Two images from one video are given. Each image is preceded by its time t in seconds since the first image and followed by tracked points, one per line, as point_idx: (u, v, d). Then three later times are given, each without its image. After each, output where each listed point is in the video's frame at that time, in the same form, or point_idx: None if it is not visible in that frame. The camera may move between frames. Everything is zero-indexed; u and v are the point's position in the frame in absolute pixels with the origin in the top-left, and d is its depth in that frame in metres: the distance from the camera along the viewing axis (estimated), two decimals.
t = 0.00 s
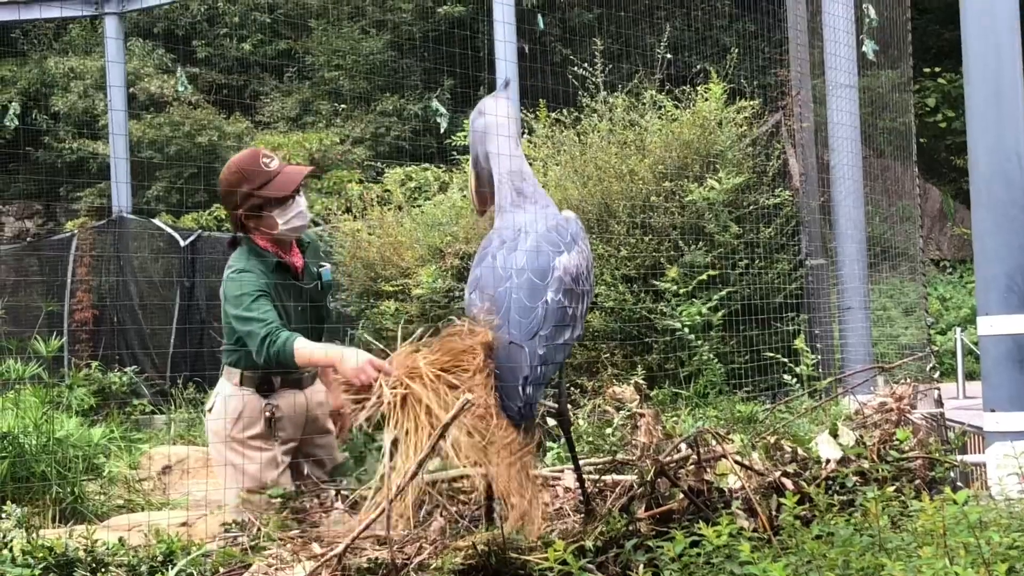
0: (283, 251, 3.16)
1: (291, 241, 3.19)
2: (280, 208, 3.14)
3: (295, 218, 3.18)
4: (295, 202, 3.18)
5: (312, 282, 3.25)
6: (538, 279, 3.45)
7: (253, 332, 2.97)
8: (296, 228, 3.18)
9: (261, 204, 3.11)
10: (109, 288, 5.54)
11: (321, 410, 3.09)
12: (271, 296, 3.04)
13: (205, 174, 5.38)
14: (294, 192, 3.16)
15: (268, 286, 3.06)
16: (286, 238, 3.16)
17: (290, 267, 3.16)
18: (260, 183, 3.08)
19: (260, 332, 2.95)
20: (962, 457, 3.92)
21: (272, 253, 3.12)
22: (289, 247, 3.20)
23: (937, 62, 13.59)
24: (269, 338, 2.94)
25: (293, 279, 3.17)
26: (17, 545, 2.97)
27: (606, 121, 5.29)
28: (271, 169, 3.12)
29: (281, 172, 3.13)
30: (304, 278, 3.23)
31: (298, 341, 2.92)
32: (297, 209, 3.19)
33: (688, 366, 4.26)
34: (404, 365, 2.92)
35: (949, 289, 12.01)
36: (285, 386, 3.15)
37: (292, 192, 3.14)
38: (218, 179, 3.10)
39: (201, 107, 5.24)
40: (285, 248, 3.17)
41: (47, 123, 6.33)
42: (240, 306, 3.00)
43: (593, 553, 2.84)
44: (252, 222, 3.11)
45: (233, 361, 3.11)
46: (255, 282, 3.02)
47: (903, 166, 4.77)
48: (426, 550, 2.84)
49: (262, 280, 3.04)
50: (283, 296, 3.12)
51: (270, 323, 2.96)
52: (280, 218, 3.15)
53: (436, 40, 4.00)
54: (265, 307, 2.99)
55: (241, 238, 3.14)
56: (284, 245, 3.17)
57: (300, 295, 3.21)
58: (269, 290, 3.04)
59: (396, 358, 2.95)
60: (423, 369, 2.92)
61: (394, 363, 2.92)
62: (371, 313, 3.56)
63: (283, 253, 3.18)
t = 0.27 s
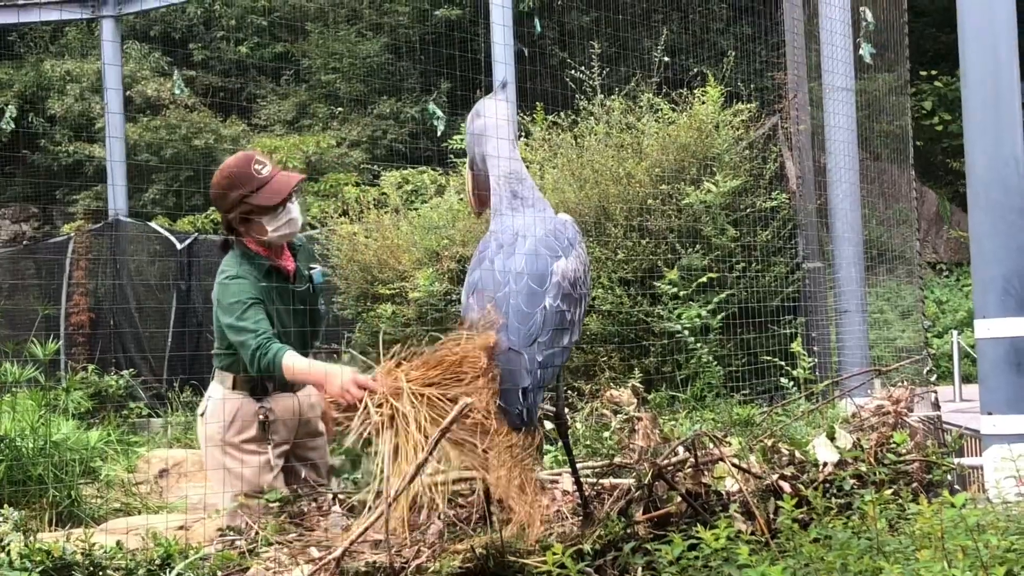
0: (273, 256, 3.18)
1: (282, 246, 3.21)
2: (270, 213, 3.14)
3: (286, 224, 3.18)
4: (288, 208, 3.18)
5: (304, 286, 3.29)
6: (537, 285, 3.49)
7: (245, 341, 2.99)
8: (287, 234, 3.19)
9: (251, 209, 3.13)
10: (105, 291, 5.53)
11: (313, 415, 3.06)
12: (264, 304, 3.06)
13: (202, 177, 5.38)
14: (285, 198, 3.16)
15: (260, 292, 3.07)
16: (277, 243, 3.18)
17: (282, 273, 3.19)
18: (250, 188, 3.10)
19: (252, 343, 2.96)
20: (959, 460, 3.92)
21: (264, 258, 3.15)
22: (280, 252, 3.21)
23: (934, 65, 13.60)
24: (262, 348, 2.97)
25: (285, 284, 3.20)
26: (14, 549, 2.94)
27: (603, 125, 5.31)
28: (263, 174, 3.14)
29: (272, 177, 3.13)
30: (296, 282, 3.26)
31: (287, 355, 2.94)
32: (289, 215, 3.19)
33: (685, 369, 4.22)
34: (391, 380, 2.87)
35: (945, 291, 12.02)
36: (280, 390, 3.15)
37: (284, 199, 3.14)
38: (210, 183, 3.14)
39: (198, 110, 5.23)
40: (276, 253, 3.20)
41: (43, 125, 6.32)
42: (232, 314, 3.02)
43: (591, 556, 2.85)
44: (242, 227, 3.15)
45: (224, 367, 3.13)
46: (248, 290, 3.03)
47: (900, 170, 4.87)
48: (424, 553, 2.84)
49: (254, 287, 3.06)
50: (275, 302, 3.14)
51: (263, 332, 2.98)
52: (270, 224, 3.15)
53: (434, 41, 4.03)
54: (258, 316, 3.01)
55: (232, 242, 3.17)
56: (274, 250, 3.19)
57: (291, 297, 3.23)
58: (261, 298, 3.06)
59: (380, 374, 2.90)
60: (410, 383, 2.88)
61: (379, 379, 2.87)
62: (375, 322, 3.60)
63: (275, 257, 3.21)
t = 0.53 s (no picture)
0: (264, 262, 3.13)
1: (272, 253, 3.15)
2: (259, 220, 3.12)
3: (275, 231, 3.14)
4: (278, 215, 3.15)
5: (294, 291, 3.23)
6: (532, 292, 3.50)
7: (240, 350, 2.97)
8: (277, 242, 3.14)
9: (241, 217, 3.12)
10: (100, 295, 5.52)
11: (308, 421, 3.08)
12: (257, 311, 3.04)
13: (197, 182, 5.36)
14: (275, 206, 3.15)
15: (252, 299, 3.05)
16: (266, 249, 3.13)
17: (274, 278, 3.14)
18: (239, 198, 3.12)
19: (246, 352, 2.95)
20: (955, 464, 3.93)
21: (254, 264, 3.10)
22: (271, 258, 3.16)
23: (928, 70, 13.63)
24: (255, 358, 2.96)
25: (276, 290, 3.15)
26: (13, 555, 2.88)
27: (598, 130, 5.18)
28: (253, 184, 3.14)
29: (261, 187, 3.14)
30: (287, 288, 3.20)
31: (281, 365, 2.96)
32: (279, 222, 3.16)
33: (680, 374, 4.24)
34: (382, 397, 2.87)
35: (939, 295, 12.05)
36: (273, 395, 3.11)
37: (273, 206, 3.14)
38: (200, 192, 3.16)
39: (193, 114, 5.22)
40: (266, 259, 3.15)
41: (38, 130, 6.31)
42: (225, 322, 2.99)
43: (589, 561, 2.85)
44: (231, 233, 3.11)
45: (216, 371, 3.10)
46: (241, 298, 3.01)
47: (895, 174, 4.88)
48: (423, 558, 2.78)
49: (247, 294, 3.03)
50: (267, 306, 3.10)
51: (256, 341, 2.98)
52: (259, 231, 3.11)
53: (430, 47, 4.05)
54: (251, 324, 2.99)
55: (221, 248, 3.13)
56: (265, 257, 3.13)
57: (281, 304, 3.18)
58: (254, 305, 3.04)
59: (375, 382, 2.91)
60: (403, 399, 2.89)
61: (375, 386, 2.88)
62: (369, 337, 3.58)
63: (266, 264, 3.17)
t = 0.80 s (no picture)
0: (262, 268, 3.14)
1: (272, 258, 3.17)
2: (258, 227, 3.11)
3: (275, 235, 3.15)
4: (276, 220, 3.15)
5: (293, 296, 3.22)
6: (526, 296, 3.51)
7: (235, 364, 2.89)
8: (277, 246, 3.15)
9: (239, 225, 3.10)
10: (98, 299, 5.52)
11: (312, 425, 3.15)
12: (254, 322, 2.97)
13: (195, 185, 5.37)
14: (273, 211, 3.13)
15: (250, 312, 3.00)
16: (266, 254, 3.14)
17: (271, 285, 3.14)
18: (236, 206, 3.07)
19: (241, 367, 2.87)
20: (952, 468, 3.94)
21: (252, 270, 3.10)
22: (269, 264, 3.18)
23: (925, 76, 13.66)
24: (250, 375, 2.87)
25: (274, 296, 3.14)
26: (16, 556, 2.88)
27: (597, 134, 5.28)
28: (248, 189, 3.10)
29: (257, 192, 3.09)
30: (285, 293, 3.21)
31: (279, 381, 2.84)
32: (277, 226, 3.16)
33: (678, 378, 4.26)
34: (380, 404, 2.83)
35: (936, 301, 12.07)
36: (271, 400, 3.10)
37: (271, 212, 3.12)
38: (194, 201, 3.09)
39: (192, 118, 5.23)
40: (265, 265, 3.16)
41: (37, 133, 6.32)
42: (222, 334, 2.93)
43: (589, 564, 2.85)
44: (231, 243, 3.12)
45: (216, 379, 3.06)
46: (237, 309, 2.96)
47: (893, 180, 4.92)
48: (423, 560, 2.79)
49: (244, 304, 2.99)
50: (265, 315, 3.07)
51: (251, 357, 2.90)
52: (260, 238, 3.12)
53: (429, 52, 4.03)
54: (247, 337, 2.92)
55: (220, 258, 3.13)
56: (264, 263, 3.16)
57: (282, 309, 3.17)
58: (250, 316, 2.98)
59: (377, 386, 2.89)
60: (397, 406, 2.84)
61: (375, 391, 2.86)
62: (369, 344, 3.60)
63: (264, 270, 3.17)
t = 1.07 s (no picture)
0: (257, 273, 3.15)
1: (267, 262, 3.18)
2: (253, 231, 3.11)
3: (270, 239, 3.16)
4: (270, 224, 3.16)
5: (290, 300, 3.26)
6: (519, 297, 3.50)
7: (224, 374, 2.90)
8: (272, 250, 3.16)
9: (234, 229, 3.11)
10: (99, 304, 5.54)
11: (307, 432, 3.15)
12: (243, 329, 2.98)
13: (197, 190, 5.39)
14: (267, 214, 3.14)
15: (241, 320, 3.01)
16: (261, 259, 3.15)
17: (266, 290, 3.15)
18: (231, 209, 3.08)
19: (229, 375, 2.88)
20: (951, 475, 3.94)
21: (247, 277, 3.11)
22: (264, 269, 3.19)
23: (926, 83, 13.67)
24: (237, 384, 2.87)
25: (270, 302, 3.16)
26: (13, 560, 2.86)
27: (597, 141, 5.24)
28: (242, 193, 3.11)
29: (252, 196, 3.11)
30: (282, 298, 3.23)
31: (263, 389, 2.84)
32: (272, 231, 3.16)
33: (678, 385, 4.23)
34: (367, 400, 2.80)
35: (937, 308, 12.07)
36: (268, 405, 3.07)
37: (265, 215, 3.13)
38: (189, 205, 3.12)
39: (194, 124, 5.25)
40: (261, 270, 3.17)
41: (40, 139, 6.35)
42: (212, 343, 2.94)
43: (587, 570, 2.85)
44: (225, 248, 3.12)
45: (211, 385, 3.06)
46: (228, 317, 2.97)
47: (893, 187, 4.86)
48: (422, 566, 2.80)
49: (234, 311, 2.99)
50: (256, 321, 3.07)
51: (237, 365, 2.90)
52: (256, 241, 3.12)
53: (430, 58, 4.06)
54: (237, 345, 2.93)
55: (216, 264, 3.14)
56: (259, 268, 3.17)
57: (278, 315, 3.19)
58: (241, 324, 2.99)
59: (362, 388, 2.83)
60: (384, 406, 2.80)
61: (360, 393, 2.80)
62: (370, 353, 3.68)
63: (259, 275, 3.18)
